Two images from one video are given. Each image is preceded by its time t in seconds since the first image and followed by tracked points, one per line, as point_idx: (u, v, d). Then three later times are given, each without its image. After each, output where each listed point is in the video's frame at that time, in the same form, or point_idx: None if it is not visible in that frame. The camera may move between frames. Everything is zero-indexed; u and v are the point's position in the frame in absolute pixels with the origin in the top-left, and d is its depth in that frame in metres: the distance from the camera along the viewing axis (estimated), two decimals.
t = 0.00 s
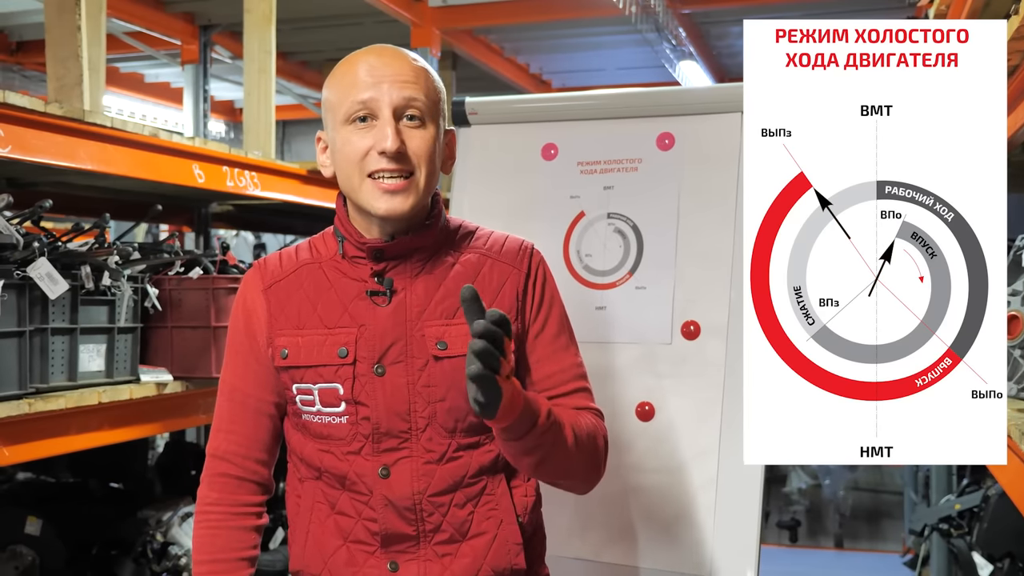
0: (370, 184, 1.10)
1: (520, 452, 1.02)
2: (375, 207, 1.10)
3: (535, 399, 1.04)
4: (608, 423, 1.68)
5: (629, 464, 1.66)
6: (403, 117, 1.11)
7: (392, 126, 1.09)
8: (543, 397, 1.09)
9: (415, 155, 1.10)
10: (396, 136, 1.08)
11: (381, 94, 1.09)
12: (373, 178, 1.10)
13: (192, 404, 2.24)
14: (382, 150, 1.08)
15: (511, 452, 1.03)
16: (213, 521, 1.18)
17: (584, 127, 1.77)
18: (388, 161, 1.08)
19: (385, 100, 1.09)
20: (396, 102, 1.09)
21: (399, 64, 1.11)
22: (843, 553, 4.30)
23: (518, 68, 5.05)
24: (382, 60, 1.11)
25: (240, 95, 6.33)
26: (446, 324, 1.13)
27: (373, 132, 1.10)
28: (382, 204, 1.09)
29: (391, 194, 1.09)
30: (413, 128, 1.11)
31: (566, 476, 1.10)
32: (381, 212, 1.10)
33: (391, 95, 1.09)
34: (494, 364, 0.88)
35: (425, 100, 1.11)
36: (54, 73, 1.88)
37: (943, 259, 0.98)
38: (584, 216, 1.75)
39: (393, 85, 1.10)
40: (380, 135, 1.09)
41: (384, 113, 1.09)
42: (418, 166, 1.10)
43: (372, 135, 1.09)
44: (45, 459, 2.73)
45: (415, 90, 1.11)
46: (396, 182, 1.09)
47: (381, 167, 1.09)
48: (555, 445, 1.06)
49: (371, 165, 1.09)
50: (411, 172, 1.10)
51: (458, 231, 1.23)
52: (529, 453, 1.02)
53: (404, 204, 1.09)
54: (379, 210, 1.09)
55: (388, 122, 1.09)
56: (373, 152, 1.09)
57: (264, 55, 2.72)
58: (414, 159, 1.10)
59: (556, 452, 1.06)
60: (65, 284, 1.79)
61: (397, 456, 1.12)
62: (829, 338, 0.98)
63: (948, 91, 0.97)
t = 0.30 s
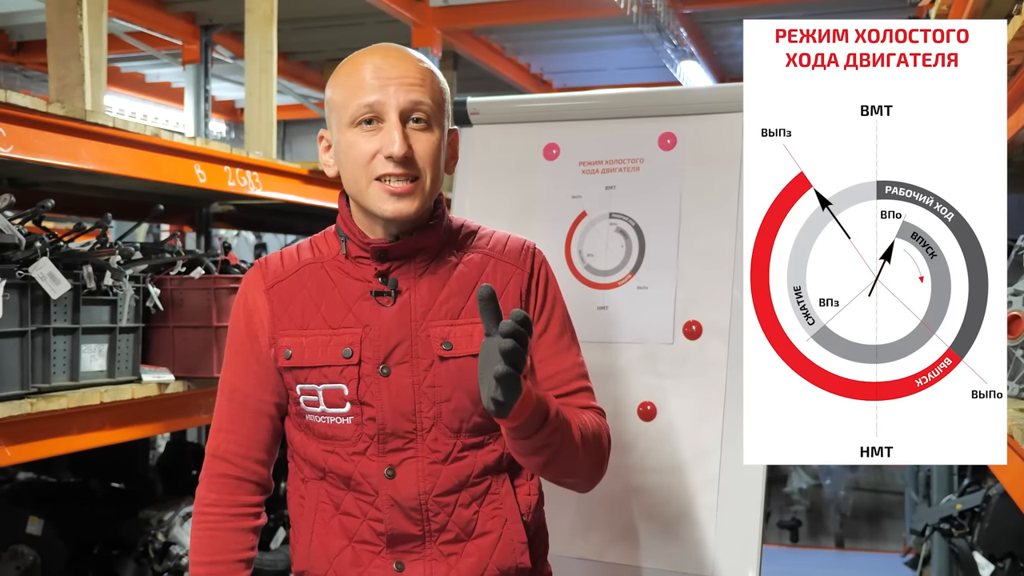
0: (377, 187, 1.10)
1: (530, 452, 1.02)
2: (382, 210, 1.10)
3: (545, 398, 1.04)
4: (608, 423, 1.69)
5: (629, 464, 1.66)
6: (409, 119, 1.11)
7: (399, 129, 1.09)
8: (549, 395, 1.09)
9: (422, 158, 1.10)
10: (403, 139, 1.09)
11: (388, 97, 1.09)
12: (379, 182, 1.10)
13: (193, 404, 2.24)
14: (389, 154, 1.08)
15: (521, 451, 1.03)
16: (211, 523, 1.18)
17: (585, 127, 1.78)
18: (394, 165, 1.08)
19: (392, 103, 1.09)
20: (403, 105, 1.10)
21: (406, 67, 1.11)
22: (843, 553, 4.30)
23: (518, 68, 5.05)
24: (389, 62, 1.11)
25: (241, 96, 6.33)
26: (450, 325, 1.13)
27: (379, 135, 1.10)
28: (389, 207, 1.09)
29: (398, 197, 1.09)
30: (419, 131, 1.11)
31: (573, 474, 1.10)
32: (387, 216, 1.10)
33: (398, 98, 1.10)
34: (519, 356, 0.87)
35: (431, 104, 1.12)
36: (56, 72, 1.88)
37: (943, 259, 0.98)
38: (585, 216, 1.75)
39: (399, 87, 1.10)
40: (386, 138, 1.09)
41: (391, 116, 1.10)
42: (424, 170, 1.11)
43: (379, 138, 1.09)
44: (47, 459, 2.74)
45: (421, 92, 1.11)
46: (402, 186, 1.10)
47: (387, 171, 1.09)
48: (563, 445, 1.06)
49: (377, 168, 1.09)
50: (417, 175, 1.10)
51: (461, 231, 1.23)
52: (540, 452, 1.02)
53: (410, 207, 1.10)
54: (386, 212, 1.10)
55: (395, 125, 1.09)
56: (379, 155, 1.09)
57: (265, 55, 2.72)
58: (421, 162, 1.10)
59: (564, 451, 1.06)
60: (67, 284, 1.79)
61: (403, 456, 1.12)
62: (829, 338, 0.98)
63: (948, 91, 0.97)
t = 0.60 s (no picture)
0: (370, 192, 1.10)
1: (521, 438, 1.02)
2: (376, 215, 1.10)
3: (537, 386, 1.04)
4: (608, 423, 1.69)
5: (629, 464, 1.66)
6: (401, 122, 1.11)
7: (391, 133, 1.09)
8: (544, 386, 1.09)
9: (414, 161, 1.10)
10: (395, 143, 1.08)
11: (378, 100, 1.09)
12: (372, 187, 1.10)
13: (192, 404, 2.24)
14: (381, 158, 1.08)
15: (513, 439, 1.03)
16: (213, 523, 1.18)
17: (585, 127, 1.77)
18: (387, 169, 1.08)
19: (384, 106, 1.09)
20: (394, 108, 1.09)
21: (396, 70, 1.11)
22: (843, 553, 4.30)
23: (518, 68, 5.05)
24: (379, 65, 1.11)
25: (241, 95, 6.33)
26: (447, 327, 1.13)
27: (371, 139, 1.10)
28: (383, 211, 1.09)
29: (391, 202, 1.09)
30: (411, 133, 1.11)
31: (567, 466, 1.10)
32: (381, 220, 1.10)
33: (389, 101, 1.09)
34: (501, 321, 0.88)
35: (423, 106, 1.11)
36: (55, 72, 1.88)
37: (943, 259, 0.98)
38: (585, 217, 1.75)
39: (390, 90, 1.10)
40: (378, 142, 1.09)
41: (382, 119, 1.09)
42: (417, 173, 1.11)
43: (371, 141, 1.09)
44: (46, 459, 2.74)
45: (413, 95, 1.11)
46: (395, 190, 1.09)
47: (380, 175, 1.09)
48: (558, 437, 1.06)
49: (370, 173, 1.09)
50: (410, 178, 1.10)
51: (458, 231, 1.23)
52: (531, 439, 1.02)
53: (403, 211, 1.09)
54: (380, 217, 1.09)
55: (387, 129, 1.09)
56: (372, 160, 1.09)
57: (264, 55, 2.72)
58: (413, 165, 1.10)
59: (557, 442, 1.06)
60: (66, 284, 1.79)
61: (401, 459, 1.12)
62: (828, 338, 0.98)
63: (948, 91, 0.97)
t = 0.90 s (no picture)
0: (376, 195, 1.10)
1: (534, 478, 1.03)
2: (382, 218, 1.10)
3: (535, 424, 1.03)
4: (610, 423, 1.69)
5: (631, 464, 1.67)
6: (407, 124, 1.10)
7: (396, 136, 1.09)
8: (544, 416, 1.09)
9: (420, 163, 1.10)
10: (400, 146, 1.08)
11: (384, 102, 1.09)
12: (379, 190, 1.10)
13: (193, 405, 2.24)
14: (387, 162, 1.08)
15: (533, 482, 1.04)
16: (230, 519, 1.19)
17: (585, 128, 1.77)
18: (393, 173, 1.09)
19: (389, 109, 1.09)
20: (399, 110, 1.09)
21: (402, 71, 1.10)
22: (844, 554, 4.30)
23: (519, 68, 5.05)
24: (385, 67, 1.10)
25: (242, 96, 6.33)
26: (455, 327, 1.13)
27: (377, 142, 1.10)
28: (389, 214, 1.10)
29: (397, 205, 1.09)
30: (418, 135, 1.11)
31: (588, 482, 1.11)
32: (387, 224, 1.10)
33: (395, 103, 1.09)
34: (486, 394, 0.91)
35: (429, 106, 1.11)
36: (56, 73, 1.88)
37: (944, 259, 0.98)
38: (585, 217, 1.75)
39: (395, 92, 1.09)
40: (384, 145, 1.09)
41: (388, 122, 1.09)
42: (423, 176, 1.11)
43: (377, 145, 1.09)
44: (47, 459, 2.74)
45: (419, 96, 1.10)
46: (401, 194, 1.10)
47: (386, 179, 1.09)
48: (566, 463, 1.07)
49: (376, 176, 1.10)
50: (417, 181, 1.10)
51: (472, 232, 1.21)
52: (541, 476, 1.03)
53: (409, 214, 1.10)
54: (386, 221, 1.10)
55: (392, 131, 1.09)
56: (377, 163, 1.09)
57: (265, 55, 2.72)
58: (419, 168, 1.10)
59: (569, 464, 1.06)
60: (67, 284, 1.80)
61: (407, 459, 1.12)
62: (828, 338, 0.98)
63: (948, 91, 0.97)
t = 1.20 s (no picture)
0: (410, 182, 1.09)
1: (571, 484, 0.98)
2: (415, 205, 1.09)
3: (571, 432, 0.97)
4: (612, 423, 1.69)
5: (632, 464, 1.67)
6: (444, 111, 1.09)
7: (432, 120, 1.07)
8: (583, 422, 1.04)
9: (455, 150, 1.08)
10: (435, 131, 1.07)
11: (421, 87, 1.08)
12: (413, 177, 1.09)
13: (192, 405, 2.24)
14: (421, 147, 1.07)
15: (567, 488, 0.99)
16: (254, 498, 1.18)
17: (586, 128, 1.77)
18: (427, 157, 1.07)
19: (425, 94, 1.08)
20: (436, 96, 1.08)
21: (441, 56, 1.09)
22: (844, 553, 4.30)
23: (519, 68, 5.05)
24: (424, 52, 1.09)
25: (242, 96, 6.33)
26: (483, 328, 1.10)
27: (413, 127, 1.09)
28: (422, 202, 1.08)
29: (430, 193, 1.08)
30: (454, 122, 1.09)
31: (627, 492, 1.06)
32: (420, 213, 1.09)
33: (432, 88, 1.08)
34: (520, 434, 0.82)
35: (467, 93, 1.09)
36: (56, 73, 1.88)
37: (944, 259, 0.98)
38: (585, 217, 1.76)
39: (433, 78, 1.08)
40: (419, 130, 1.08)
41: (424, 107, 1.08)
42: (459, 163, 1.09)
43: (412, 130, 1.08)
44: (48, 460, 2.73)
45: (456, 82, 1.08)
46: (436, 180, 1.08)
47: (420, 165, 1.08)
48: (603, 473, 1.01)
49: (411, 162, 1.08)
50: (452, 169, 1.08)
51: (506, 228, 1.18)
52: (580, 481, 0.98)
53: (442, 202, 1.08)
54: (418, 209, 1.09)
55: (428, 116, 1.07)
56: (413, 148, 1.08)
57: (265, 55, 2.72)
58: (454, 155, 1.08)
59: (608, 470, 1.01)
60: (66, 285, 1.79)
61: (432, 460, 1.10)
62: (828, 338, 0.98)
63: (948, 91, 0.97)
